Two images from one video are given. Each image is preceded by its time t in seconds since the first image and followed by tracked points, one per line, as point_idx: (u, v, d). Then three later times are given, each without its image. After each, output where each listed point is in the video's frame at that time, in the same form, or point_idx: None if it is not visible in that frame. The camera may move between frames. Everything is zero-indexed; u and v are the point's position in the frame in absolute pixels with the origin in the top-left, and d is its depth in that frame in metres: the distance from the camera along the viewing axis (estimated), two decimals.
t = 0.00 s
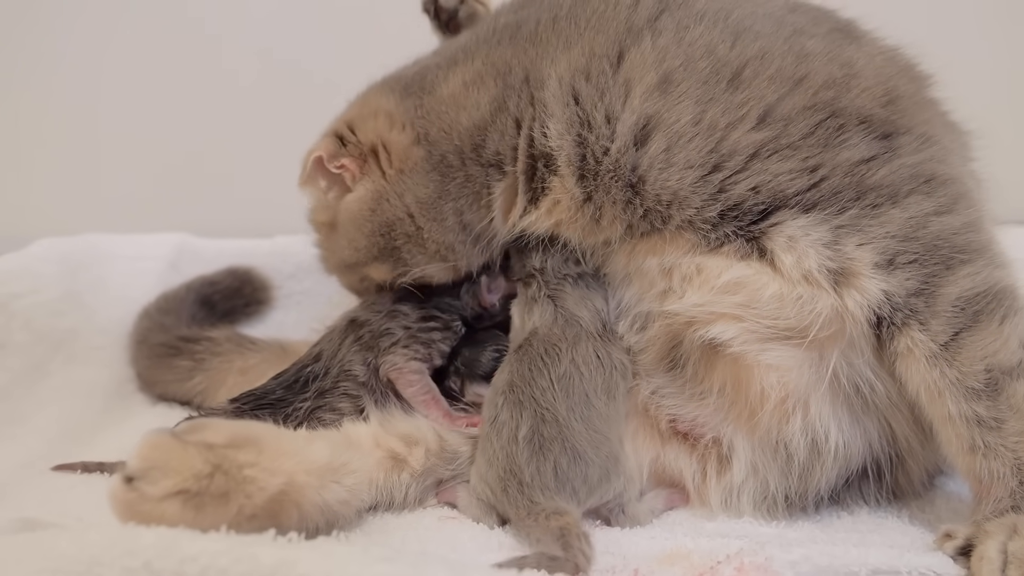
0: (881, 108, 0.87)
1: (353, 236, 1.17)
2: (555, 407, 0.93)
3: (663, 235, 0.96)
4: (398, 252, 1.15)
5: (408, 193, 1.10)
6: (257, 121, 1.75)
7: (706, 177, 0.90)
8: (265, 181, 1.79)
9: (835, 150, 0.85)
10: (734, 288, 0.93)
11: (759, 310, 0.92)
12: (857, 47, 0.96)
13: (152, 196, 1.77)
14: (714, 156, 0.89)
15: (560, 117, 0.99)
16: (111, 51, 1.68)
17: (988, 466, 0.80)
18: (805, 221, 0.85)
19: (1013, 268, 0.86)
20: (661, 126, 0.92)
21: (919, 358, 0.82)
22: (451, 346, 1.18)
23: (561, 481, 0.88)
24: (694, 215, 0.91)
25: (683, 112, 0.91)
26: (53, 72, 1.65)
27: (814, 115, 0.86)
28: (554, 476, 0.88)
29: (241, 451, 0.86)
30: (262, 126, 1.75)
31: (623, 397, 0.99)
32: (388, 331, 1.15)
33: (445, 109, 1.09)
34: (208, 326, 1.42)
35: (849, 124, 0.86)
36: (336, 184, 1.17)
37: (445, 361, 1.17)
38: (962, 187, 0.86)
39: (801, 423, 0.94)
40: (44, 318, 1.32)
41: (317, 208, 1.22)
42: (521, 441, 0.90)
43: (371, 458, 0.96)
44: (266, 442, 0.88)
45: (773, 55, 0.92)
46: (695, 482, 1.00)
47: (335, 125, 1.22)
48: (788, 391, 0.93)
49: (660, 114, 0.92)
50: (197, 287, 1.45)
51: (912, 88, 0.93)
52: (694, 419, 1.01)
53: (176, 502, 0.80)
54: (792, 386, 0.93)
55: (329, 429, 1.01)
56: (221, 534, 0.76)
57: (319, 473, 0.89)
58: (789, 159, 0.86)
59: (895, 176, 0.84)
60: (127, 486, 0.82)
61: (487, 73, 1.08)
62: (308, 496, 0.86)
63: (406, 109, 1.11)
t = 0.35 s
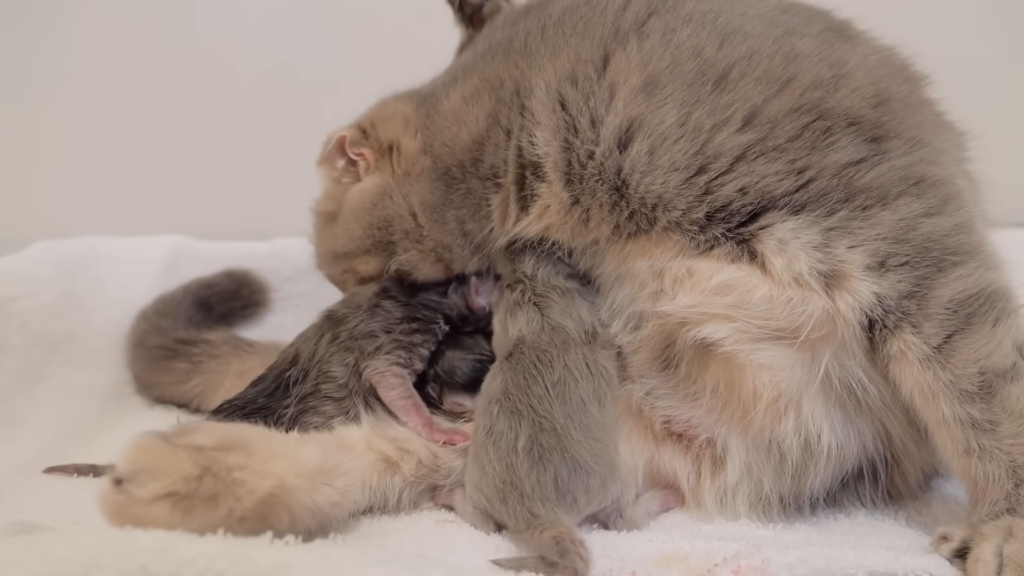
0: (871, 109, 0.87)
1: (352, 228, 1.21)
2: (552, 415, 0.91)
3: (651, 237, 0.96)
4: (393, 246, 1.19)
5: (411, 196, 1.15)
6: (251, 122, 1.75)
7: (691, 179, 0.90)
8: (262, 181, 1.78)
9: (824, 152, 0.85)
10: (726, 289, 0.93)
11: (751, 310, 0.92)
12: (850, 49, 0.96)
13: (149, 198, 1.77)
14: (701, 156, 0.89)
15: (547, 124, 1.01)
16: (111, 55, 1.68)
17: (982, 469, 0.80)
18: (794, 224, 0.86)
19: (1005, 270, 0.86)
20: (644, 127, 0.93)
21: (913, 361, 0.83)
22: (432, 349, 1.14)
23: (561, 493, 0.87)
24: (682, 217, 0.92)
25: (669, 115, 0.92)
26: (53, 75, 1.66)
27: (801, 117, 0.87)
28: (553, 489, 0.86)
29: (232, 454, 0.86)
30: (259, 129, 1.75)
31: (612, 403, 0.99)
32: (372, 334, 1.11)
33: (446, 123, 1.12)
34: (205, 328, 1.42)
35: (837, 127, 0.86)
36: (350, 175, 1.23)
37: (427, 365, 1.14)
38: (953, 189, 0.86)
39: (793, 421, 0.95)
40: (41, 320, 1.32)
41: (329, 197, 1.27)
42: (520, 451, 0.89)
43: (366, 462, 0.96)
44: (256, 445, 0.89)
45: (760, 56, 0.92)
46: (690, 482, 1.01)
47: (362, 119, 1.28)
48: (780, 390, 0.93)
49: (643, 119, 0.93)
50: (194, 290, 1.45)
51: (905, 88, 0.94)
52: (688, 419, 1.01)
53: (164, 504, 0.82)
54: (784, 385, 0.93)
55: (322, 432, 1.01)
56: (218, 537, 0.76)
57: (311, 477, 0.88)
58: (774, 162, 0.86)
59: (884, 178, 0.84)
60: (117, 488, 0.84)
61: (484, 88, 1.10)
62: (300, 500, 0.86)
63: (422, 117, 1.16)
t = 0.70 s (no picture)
0: (869, 112, 0.87)
1: (346, 217, 1.17)
2: (541, 413, 0.91)
3: (650, 242, 0.96)
4: (390, 232, 1.14)
5: (399, 174, 1.11)
6: (254, 122, 1.75)
7: (688, 183, 0.90)
8: (262, 183, 1.78)
9: (821, 157, 0.85)
10: (723, 296, 0.93)
11: (748, 317, 0.92)
12: (846, 52, 0.96)
13: (149, 200, 1.77)
14: (698, 161, 0.89)
15: (543, 125, 1.01)
16: (110, 58, 1.68)
17: (982, 472, 0.80)
18: (793, 229, 0.85)
19: (1002, 271, 0.86)
20: (641, 131, 0.93)
21: (913, 365, 0.82)
22: (435, 347, 1.11)
23: (557, 492, 0.85)
24: (680, 221, 0.92)
25: (666, 117, 0.92)
26: (53, 75, 1.65)
27: (799, 121, 0.87)
28: (549, 489, 0.85)
29: (218, 458, 0.86)
30: (257, 128, 1.76)
31: (608, 409, 0.96)
32: (374, 336, 1.09)
33: (433, 98, 1.10)
34: (204, 331, 1.42)
35: (833, 131, 0.86)
36: (333, 161, 1.19)
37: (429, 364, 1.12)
38: (951, 191, 0.86)
39: (793, 430, 0.95)
40: (40, 323, 1.31)
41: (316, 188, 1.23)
42: (513, 452, 0.88)
43: (358, 465, 0.97)
44: (244, 449, 0.89)
45: (756, 60, 0.92)
46: (690, 490, 1.00)
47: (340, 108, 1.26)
48: (780, 398, 0.93)
49: (639, 123, 0.93)
50: (192, 292, 1.45)
51: (900, 91, 0.94)
52: (686, 428, 1.01)
53: (151, 507, 0.82)
54: (783, 394, 0.93)
55: (313, 436, 1.01)
56: (217, 541, 0.75)
57: (301, 479, 0.89)
58: (772, 166, 0.86)
59: (883, 181, 0.84)
60: (105, 492, 0.84)
61: (477, 71, 1.09)
62: (289, 502, 0.86)
63: (400, 91, 1.14)
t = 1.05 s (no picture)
0: (869, 110, 0.87)
1: (324, 206, 1.19)
2: (527, 416, 0.89)
3: (650, 241, 0.96)
4: (362, 229, 1.16)
5: (381, 174, 1.12)
6: (255, 127, 1.75)
7: (689, 181, 0.90)
8: (262, 183, 1.78)
9: (822, 156, 0.85)
10: (724, 295, 0.92)
11: (749, 316, 0.92)
12: (846, 52, 0.96)
13: (148, 201, 1.77)
14: (698, 159, 0.89)
15: (543, 121, 1.01)
16: (111, 59, 1.68)
17: (983, 473, 0.80)
18: (794, 229, 0.85)
19: (1002, 271, 0.86)
20: (642, 128, 0.93)
21: (913, 365, 0.82)
22: (449, 339, 1.13)
23: (544, 493, 0.82)
24: (680, 220, 0.92)
25: (667, 115, 0.92)
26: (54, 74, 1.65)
27: (800, 119, 0.87)
28: (534, 489, 0.82)
29: (217, 457, 0.86)
30: (258, 129, 1.76)
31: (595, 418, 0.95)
32: (385, 331, 1.12)
33: (436, 103, 1.10)
34: (203, 332, 1.42)
35: (833, 130, 0.86)
36: (322, 153, 1.21)
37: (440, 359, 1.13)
38: (951, 191, 0.86)
39: (793, 427, 0.95)
40: (39, 324, 1.31)
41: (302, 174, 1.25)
42: (496, 454, 0.86)
43: (355, 465, 0.97)
44: (242, 449, 0.89)
45: (757, 59, 0.92)
46: (688, 488, 1.00)
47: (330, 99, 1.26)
48: (780, 397, 0.93)
49: (640, 120, 0.93)
50: (192, 293, 1.45)
51: (899, 91, 0.94)
52: (687, 427, 1.01)
53: (149, 506, 0.82)
54: (784, 392, 0.93)
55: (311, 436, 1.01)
56: (217, 541, 0.75)
57: (298, 479, 0.89)
58: (773, 165, 0.86)
59: (883, 181, 0.84)
60: (103, 491, 0.84)
61: (484, 75, 1.09)
62: (287, 501, 0.86)
63: (403, 96, 1.14)
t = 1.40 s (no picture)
0: (868, 105, 0.88)
1: (334, 204, 1.19)
2: (515, 419, 0.89)
3: (649, 234, 0.97)
4: (374, 224, 1.15)
5: (396, 168, 1.12)
6: (255, 125, 1.76)
7: (687, 173, 0.90)
8: (263, 182, 1.78)
9: (820, 152, 0.85)
10: (721, 289, 0.93)
11: (746, 310, 0.92)
12: (846, 49, 0.96)
13: (149, 199, 1.77)
14: (696, 153, 0.90)
15: (546, 113, 1.01)
16: (113, 58, 1.68)
17: (981, 471, 0.80)
18: (791, 224, 0.86)
19: (1001, 271, 0.86)
20: (641, 120, 0.93)
21: (910, 363, 0.83)
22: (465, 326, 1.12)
23: (543, 489, 0.81)
24: (678, 214, 0.92)
25: (666, 107, 0.92)
26: (55, 75, 1.65)
27: (798, 115, 0.87)
28: (531, 482, 0.82)
29: (218, 456, 0.87)
30: (257, 131, 1.76)
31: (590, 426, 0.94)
32: (404, 314, 1.12)
33: (438, 101, 1.11)
34: (204, 331, 1.42)
35: (832, 125, 0.86)
36: (334, 151, 1.21)
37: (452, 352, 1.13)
38: (949, 190, 0.86)
39: (792, 423, 0.95)
40: (40, 323, 1.32)
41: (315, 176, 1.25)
42: (489, 459, 0.86)
43: (356, 463, 0.97)
44: (244, 447, 0.89)
45: (758, 53, 0.92)
46: (687, 487, 1.00)
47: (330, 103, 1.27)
48: (778, 391, 0.93)
49: (641, 111, 0.93)
50: (193, 292, 1.45)
51: (900, 90, 0.94)
52: (685, 423, 1.01)
53: (151, 505, 0.82)
54: (782, 386, 0.93)
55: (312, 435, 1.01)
56: (218, 540, 0.75)
57: (299, 477, 0.90)
58: (771, 159, 0.86)
59: (880, 180, 0.84)
60: (105, 490, 0.84)
61: (486, 70, 1.10)
62: (288, 500, 0.87)
63: (410, 93, 1.15)
